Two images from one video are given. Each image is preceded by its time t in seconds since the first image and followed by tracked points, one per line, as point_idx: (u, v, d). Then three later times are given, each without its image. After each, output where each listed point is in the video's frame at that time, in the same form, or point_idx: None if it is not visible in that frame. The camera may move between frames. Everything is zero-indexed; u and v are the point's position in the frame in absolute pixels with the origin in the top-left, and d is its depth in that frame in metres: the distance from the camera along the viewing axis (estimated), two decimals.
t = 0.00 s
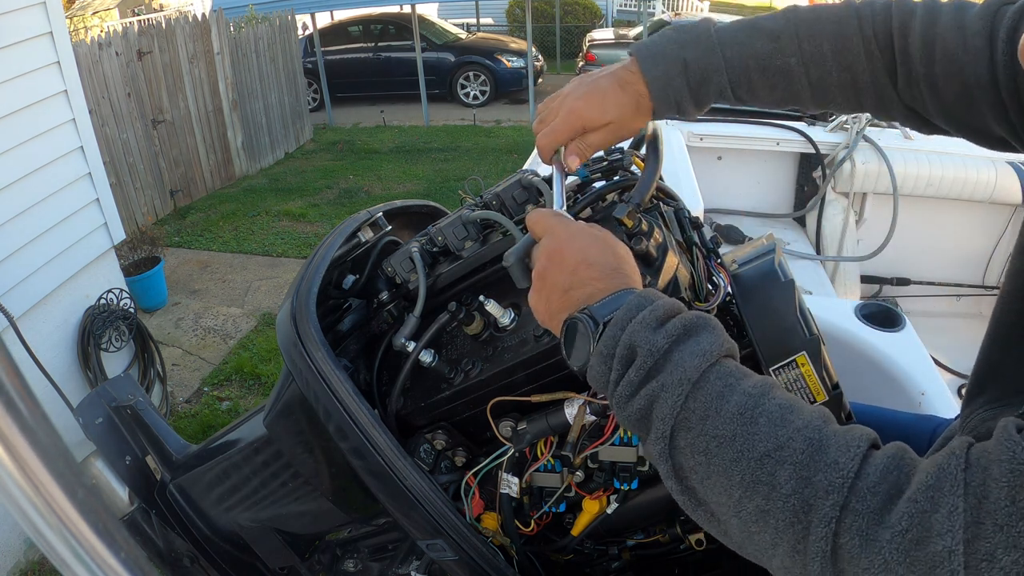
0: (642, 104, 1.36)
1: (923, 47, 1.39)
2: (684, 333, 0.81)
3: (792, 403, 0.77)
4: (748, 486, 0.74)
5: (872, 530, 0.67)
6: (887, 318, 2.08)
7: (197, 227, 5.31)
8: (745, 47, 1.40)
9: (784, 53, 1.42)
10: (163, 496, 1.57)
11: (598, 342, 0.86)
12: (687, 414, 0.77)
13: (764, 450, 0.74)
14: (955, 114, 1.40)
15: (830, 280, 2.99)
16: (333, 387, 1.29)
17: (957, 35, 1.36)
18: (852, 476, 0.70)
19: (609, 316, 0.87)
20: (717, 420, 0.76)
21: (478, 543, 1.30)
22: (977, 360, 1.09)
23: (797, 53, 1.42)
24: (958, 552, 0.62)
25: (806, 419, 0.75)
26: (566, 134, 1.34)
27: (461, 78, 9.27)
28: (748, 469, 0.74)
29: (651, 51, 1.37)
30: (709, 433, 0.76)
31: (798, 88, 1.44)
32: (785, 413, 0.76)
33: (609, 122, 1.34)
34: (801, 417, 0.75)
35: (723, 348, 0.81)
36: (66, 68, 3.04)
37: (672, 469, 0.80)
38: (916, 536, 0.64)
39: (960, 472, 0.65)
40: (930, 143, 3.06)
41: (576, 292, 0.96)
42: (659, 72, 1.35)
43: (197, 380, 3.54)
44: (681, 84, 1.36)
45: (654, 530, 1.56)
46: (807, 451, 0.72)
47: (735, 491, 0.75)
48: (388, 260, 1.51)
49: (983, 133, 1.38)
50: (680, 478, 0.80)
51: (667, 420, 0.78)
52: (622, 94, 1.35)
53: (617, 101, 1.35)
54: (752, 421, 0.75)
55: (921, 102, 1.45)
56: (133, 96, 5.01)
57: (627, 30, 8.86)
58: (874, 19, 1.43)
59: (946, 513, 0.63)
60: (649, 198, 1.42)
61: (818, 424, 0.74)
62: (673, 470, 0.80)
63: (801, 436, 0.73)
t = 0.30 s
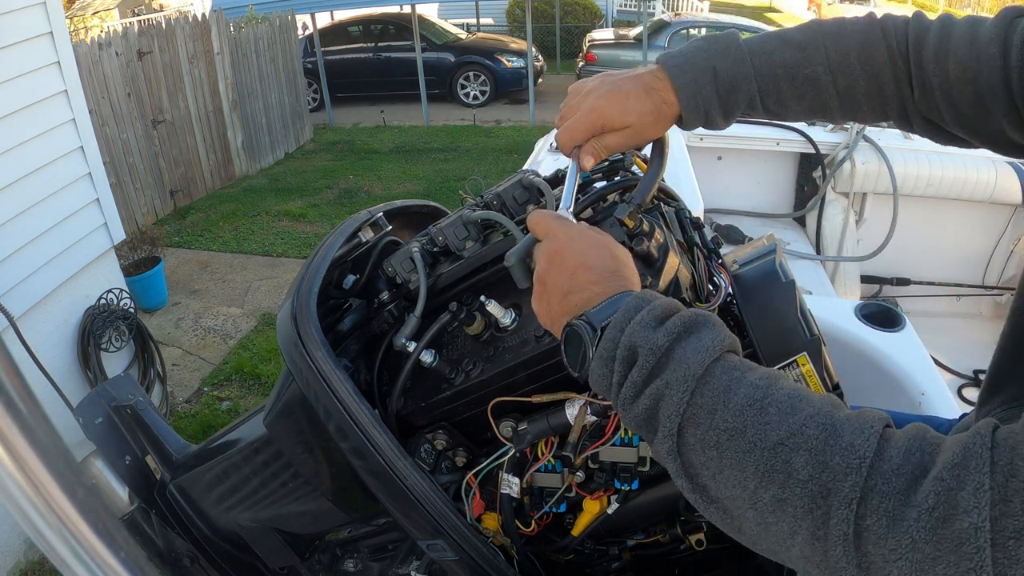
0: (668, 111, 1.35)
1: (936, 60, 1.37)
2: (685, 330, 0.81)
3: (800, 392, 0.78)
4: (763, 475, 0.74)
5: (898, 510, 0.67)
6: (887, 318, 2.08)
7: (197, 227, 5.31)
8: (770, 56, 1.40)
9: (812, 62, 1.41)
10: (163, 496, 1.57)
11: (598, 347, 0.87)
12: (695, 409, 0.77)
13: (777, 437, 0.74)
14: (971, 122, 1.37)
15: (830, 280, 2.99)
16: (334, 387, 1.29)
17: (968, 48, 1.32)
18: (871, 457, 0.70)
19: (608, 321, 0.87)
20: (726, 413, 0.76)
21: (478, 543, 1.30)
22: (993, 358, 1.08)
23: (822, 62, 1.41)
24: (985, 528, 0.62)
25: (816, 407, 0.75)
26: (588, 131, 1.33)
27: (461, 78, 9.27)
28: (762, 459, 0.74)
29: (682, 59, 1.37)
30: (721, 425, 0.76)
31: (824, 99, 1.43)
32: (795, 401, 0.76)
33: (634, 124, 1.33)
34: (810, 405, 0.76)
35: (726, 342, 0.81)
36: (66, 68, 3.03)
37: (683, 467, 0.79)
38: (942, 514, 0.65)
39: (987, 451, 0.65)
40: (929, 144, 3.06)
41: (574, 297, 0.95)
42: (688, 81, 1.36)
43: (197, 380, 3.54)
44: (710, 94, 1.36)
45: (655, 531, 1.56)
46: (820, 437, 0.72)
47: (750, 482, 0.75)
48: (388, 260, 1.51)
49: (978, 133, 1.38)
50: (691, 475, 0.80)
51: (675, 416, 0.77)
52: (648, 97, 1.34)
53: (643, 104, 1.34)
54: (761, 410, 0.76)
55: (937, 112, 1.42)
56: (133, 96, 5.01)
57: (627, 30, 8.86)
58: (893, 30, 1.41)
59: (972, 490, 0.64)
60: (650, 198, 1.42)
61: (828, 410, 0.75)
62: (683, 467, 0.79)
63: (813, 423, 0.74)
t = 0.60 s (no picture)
0: (641, 118, 1.39)
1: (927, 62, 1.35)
2: (692, 347, 0.81)
3: (798, 419, 0.78)
4: (751, 501, 0.75)
5: (868, 550, 0.68)
6: (887, 318, 2.08)
7: (197, 227, 5.31)
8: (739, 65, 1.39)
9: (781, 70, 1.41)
10: (163, 496, 1.57)
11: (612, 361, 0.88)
12: (694, 430, 0.78)
13: (767, 466, 0.75)
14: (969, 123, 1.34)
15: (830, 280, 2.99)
16: (333, 387, 1.29)
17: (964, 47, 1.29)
18: (849, 495, 0.70)
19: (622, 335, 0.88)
20: (723, 436, 0.77)
21: (478, 543, 1.30)
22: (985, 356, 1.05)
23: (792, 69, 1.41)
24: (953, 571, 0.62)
25: (810, 436, 0.75)
26: (562, 142, 1.39)
27: (461, 78, 9.27)
28: (751, 484, 0.75)
29: (656, 65, 1.39)
30: (714, 448, 0.77)
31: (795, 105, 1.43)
32: (788, 430, 0.76)
33: (607, 134, 1.38)
34: (804, 435, 0.76)
35: (732, 361, 0.81)
36: (66, 68, 3.03)
37: (681, 482, 0.81)
38: (912, 556, 0.65)
39: (955, 490, 0.65)
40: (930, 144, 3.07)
41: (595, 307, 0.95)
42: (659, 89, 1.38)
43: (197, 380, 3.54)
44: (681, 101, 1.38)
45: (654, 530, 1.56)
46: (808, 469, 0.73)
47: (739, 506, 0.76)
48: (388, 260, 1.51)
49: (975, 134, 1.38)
50: (689, 490, 0.81)
51: (676, 434, 0.79)
52: (621, 107, 1.38)
53: (616, 114, 1.38)
54: (755, 437, 0.76)
55: (930, 116, 1.40)
56: (133, 96, 5.01)
57: (627, 29, 8.86)
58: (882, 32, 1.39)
59: (940, 532, 0.64)
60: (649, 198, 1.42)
61: (821, 441, 0.75)
62: (681, 483, 0.81)
63: (803, 454, 0.74)
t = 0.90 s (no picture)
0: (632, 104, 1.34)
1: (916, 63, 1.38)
2: (683, 345, 0.78)
3: (789, 426, 0.76)
4: (738, 510, 0.74)
5: (852, 564, 0.67)
6: (887, 318, 2.08)
7: (197, 227, 5.32)
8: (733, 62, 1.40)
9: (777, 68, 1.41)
10: (163, 496, 1.57)
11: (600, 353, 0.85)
12: (682, 433, 0.76)
13: (755, 476, 0.73)
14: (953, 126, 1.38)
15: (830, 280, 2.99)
16: (333, 387, 1.29)
17: (951, 51, 1.35)
18: (838, 509, 0.69)
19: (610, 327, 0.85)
20: (712, 443, 0.75)
21: (478, 543, 1.30)
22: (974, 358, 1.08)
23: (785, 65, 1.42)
24: None
25: (801, 446, 0.74)
26: (549, 120, 1.35)
27: (461, 78, 9.27)
28: (739, 493, 0.74)
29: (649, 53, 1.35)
30: (702, 455, 0.75)
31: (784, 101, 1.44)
32: (779, 439, 0.74)
33: (596, 116, 1.34)
34: (795, 445, 0.74)
35: (724, 360, 0.78)
36: (66, 68, 3.03)
37: (667, 482, 0.80)
38: (890, 566, 0.65)
39: (929, 498, 0.65)
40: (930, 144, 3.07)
41: (582, 292, 0.92)
42: (654, 75, 1.34)
43: (197, 380, 3.54)
44: (672, 89, 1.34)
45: (654, 530, 1.56)
46: (797, 480, 0.72)
47: (726, 514, 0.75)
48: (388, 260, 1.52)
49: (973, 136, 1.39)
50: (675, 490, 0.80)
51: (663, 438, 0.77)
52: (614, 88, 1.34)
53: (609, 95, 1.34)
54: (744, 445, 0.74)
55: (918, 118, 1.42)
56: (133, 96, 5.01)
57: (627, 29, 8.86)
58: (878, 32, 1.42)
59: (915, 541, 0.64)
60: (649, 198, 1.42)
61: (812, 451, 0.73)
62: (668, 482, 0.80)
63: (792, 465, 0.72)
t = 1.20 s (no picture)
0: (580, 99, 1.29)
1: (890, 53, 1.40)
2: (568, 351, 0.76)
3: (693, 423, 0.75)
4: (654, 516, 0.72)
5: (792, 561, 0.65)
6: (887, 318, 2.08)
7: (197, 227, 5.32)
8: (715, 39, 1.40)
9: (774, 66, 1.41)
10: (163, 496, 1.57)
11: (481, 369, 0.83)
12: (580, 439, 0.74)
13: (665, 477, 0.72)
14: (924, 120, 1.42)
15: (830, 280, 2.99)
16: (333, 387, 1.29)
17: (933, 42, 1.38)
18: (760, 498, 0.68)
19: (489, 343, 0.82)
20: (614, 446, 0.73)
21: (478, 543, 1.30)
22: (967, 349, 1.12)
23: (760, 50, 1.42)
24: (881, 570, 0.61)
25: (709, 441, 0.73)
26: (488, 112, 1.28)
27: (461, 78, 9.28)
28: (650, 498, 0.72)
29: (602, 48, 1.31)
30: (606, 461, 0.73)
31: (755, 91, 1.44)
32: (685, 435, 0.74)
33: (535, 111, 1.28)
34: (702, 441, 0.73)
35: (612, 362, 0.77)
36: (66, 68, 3.03)
37: (573, 495, 0.77)
38: (838, 559, 0.63)
39: (880, 484, 0.64)
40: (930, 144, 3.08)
41: (465, 314, 0.88)
42: (608, 66, 1.30)
43: (197, 380, 3.54)
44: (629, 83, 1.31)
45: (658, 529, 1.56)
46: (711, 477, 0.70)
47: (641, 522, 0.73)
48: (388, 260, 1.51)
49: (962, 135, 1.40)
50: (583, 502, 0.77)
51: (561, 449, 0.75)
52: (560, 85, 1.28)
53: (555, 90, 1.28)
54: (648, 446, 0.73)
55: (890, 111, 1.46)
56: (133, 96, 5.01)
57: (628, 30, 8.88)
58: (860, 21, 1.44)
59: (867, 530, 0.62)
60: (649, 199, 1.43)
61: (721, 444, 0.72)
62: (574, 495, 0.77)
63: (703, 461, 0.71)
